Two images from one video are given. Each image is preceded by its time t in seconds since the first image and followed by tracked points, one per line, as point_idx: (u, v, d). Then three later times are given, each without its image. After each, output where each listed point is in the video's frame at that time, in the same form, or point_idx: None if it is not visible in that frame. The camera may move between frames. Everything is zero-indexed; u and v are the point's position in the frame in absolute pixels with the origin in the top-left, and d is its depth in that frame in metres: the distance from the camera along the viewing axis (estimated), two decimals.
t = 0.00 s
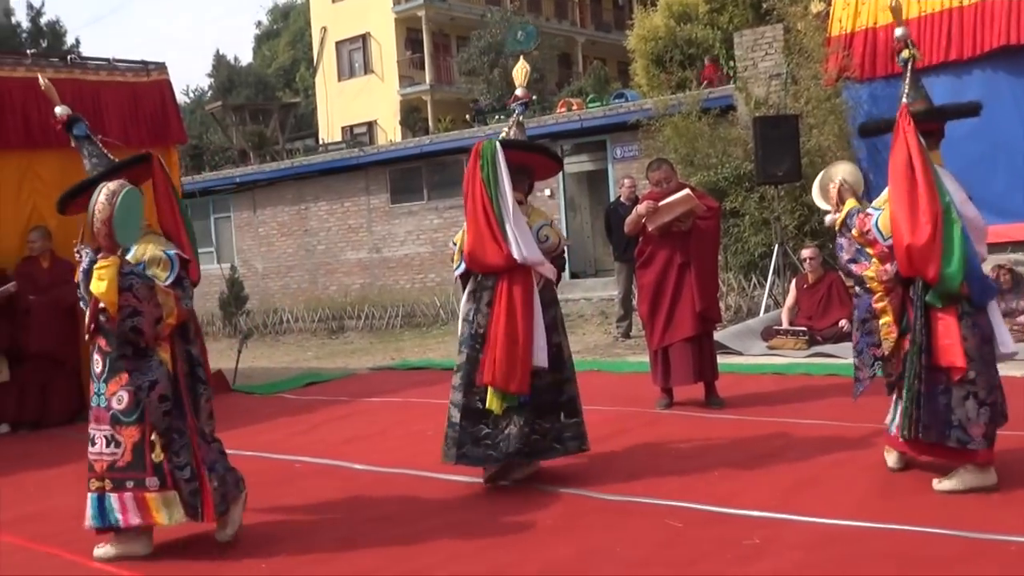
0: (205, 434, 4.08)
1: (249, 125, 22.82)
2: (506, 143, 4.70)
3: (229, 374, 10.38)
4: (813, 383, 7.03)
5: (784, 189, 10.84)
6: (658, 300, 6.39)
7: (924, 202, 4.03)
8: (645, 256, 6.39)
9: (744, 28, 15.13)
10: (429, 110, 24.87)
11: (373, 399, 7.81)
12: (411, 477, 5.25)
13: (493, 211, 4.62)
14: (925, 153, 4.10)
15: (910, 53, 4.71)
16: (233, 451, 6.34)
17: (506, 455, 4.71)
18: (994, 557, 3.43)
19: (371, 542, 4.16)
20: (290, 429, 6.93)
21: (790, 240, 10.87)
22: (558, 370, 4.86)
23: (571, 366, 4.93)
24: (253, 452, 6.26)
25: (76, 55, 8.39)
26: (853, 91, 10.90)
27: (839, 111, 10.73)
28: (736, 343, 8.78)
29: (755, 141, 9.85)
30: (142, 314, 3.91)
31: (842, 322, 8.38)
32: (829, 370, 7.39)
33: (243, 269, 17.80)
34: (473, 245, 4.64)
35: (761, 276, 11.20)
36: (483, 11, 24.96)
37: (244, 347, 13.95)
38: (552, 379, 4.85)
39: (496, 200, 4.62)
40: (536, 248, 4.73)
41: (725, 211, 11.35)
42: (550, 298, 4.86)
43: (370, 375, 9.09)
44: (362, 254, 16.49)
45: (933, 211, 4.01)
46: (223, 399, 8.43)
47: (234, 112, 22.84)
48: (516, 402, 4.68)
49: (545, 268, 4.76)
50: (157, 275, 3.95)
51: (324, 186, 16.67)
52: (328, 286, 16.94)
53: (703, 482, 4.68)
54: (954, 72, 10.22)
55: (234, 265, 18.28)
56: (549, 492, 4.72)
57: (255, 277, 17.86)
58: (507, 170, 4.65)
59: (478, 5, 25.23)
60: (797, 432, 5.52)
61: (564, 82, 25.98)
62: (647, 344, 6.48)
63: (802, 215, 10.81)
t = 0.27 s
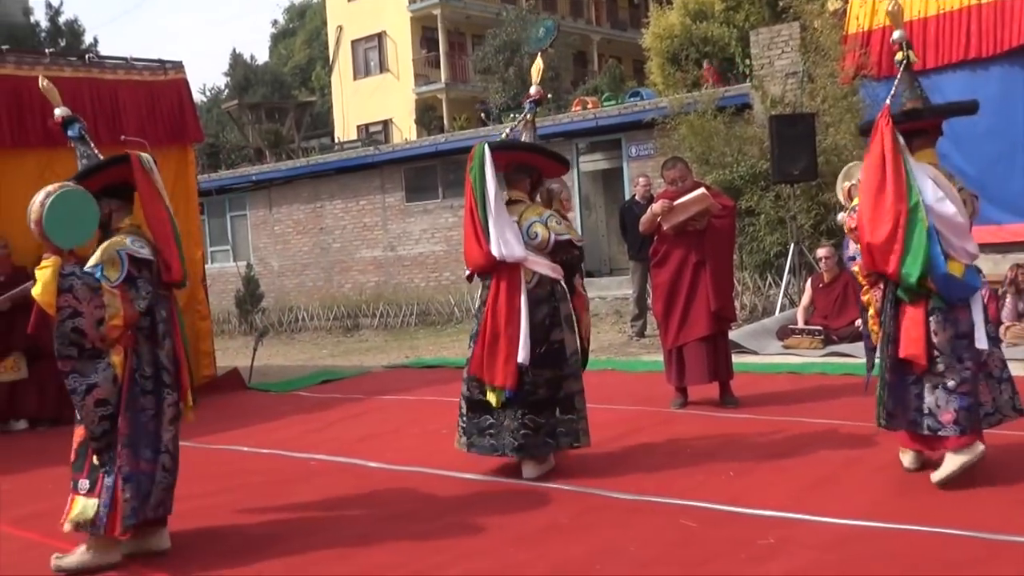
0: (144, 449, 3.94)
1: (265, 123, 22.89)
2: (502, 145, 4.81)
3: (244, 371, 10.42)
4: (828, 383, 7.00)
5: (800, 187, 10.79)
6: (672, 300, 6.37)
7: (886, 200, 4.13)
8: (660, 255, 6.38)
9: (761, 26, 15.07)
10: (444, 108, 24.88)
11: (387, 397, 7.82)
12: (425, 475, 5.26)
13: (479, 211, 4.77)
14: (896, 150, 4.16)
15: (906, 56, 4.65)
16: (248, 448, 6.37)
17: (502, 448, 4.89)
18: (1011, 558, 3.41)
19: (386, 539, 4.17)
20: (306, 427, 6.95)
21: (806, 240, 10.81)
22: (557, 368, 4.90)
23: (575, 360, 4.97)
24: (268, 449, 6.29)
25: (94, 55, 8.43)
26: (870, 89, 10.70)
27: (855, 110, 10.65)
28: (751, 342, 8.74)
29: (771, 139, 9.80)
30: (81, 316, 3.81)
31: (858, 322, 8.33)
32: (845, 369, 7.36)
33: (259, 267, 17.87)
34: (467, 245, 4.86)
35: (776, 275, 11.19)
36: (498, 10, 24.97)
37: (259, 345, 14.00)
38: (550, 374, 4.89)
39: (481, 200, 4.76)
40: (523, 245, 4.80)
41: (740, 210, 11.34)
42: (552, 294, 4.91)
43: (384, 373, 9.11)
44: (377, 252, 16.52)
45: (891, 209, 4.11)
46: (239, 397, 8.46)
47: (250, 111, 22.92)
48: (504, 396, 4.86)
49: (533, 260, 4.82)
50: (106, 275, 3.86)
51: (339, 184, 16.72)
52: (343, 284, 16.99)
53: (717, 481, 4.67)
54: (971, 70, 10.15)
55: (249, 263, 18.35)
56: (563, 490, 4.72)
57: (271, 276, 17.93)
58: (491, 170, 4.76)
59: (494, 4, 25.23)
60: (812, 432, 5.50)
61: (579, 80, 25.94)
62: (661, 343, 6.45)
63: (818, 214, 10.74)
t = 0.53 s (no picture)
0: (93, 457, 3.93)
1: (270, 123, 22.91)
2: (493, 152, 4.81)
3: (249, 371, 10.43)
4: (833, 384, 6.99)
5: (805, 188, 10.79)
6: (677, 300, 6.35)
7: (862, 204, 4.35)
8: (664, 256, 6.36)
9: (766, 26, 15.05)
10: (449, 108, 24.88)
11: (392, 397, 7.83)
12: (429, 476, 5.26)
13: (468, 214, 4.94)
14: (878, 152, 4.34)
15: (893, 59, 4.83)
16: (252, 449, 6.37)
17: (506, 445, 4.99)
18: (1017, 560, 3.39)
19: (390, 539, 4.17)
20: (310, 427, 6.96)
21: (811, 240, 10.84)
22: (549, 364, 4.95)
23: (570, 359, 4.96)
24: (272, 450, 6.29)
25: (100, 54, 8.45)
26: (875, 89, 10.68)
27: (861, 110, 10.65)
28: (756, 343, 8.72)
29: (776, 140, 9.79)
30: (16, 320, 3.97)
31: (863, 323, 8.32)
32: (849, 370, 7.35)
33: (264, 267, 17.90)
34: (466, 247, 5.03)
35: (781, 276, 11.16)
36: (503, 10, 24.96)
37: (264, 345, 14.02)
38: (547, 371, 4.97)
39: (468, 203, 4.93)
40: (503, 246, 4.87)
41: (745, 211, 11.32)
42: (545, 290, 4.92)
43: (389, 373, 9.12)
44: (381, 252, 16.53)
45: (865, 213, 4.33)
46: (244, 397, 8.47)
47: (255, 111, 22.95)
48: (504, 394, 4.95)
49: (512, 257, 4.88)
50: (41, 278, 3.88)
51: (344, 184, 16.73)
52: (347, 283, 17.01)
53: (722, 483, 4.66)
54: (974, 68, 10.13)
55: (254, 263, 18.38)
56: (567, 491, 4.71)
57: (275, 276, 17.95)
58: (480, 173, 4.89)
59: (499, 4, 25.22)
60: (817, 432, 5.49)
61: (584, 80, 25.91)
62: (665, 343, 6.46)
63: (824, 214, 10.75)
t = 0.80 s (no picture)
0: (31, 461, 4.03)
1: (246, 123, 22.78)
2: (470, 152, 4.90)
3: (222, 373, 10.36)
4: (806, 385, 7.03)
5: (779, 190, 10.78)
6: (652, 301, 6.37)
7: (818, 211, 4.61)
8: (640, 258, 6.37)
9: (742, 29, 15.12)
10: (426, 109, 24.84)
11: (366, 399, 7.79)
12: (403, 477, 5.23)
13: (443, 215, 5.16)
14: (831, 160, 4.59)
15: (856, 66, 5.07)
16: (224, 451, 6.32)
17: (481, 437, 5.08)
18: (987, 560, 3.42)
19: (365, 541, 4.14)
20: (284, 429, 6.91)
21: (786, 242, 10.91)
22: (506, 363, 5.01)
23: (528, 357, 4.96)
24: (245, 452, 6.25)
25: (73, 53, 8.37)
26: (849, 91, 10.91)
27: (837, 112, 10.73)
28: (731, 344, 8.75)
29: (752, 142, 9.82)
30: None
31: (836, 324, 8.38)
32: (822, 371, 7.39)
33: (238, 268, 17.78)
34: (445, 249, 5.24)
35: (755, 278, 11.21)
36: (481, 11, 24.96)
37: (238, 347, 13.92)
38: (507, 369, 5.02)
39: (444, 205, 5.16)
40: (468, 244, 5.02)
41: (720, 212, 11.34)
42: (504, 290, 4.96)
43: (363, 375, 9.08)
44: (357, 253, 16.48)
45: (819, 220, 4.60)
46: (217, 399, 8.40)
47: (230, 111, 22.80)
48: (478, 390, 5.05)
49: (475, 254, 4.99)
50: None
51: (320, 185, 16.65)
52: (323, 285, 16.94)
53: (695, 483, 4.67)
54: (948, 72, 10.21)
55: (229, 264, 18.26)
56: (540, 492, 4.71)
57: (250, 277, 17.84)
58: (457, 175, 5.11)
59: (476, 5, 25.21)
60: (790, 433, 5.51)
61: (561, 82, 25.95)
62: (641, 345, 6.47)
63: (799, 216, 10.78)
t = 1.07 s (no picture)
0: None
1: (184, 123, 22.40)
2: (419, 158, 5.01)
3: (158, 378, 10.16)
4: (745, 385, 7.11)
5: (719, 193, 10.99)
6: (593, 304, 6.40)
7: (735, 221, 4.92)
8: (582, 260, 6.40)
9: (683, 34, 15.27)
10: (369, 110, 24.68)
11: (306, 403, 7.70)
12: (343, 482, 5.18)
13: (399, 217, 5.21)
14: (751, 173, 4.91)
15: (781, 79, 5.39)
16: (159, 458, 6.20)
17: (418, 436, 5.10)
18: (919, 557, 3.49)
19: (304, 547, 4.09)
20: (221, 434, 6.80)
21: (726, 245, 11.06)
22: (438, 366, 5.00)
23: (454, 363, 4.94)
24: (180, 458, 6.13)
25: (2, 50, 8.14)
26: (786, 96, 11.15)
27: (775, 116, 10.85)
28: (671, 346, 8.82)
29: (692, 145, 9.92)
30: None
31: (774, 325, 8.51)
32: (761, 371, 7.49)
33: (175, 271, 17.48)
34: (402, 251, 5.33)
35: (696, 280, 11.33)
36: (424, 13, 24.87)
37: (175, 350, 13.67)
38: (440, 372, 5.01)
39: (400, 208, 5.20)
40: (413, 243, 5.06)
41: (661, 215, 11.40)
42: (439, 295, 4.98)
43: (303, 379, 8.97)
44: (298, 255, 16.31)
45: (734, 229, 4.91)
46: (152, 404, 8.24)
47: (168, 111, 22.40)
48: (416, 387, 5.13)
49: (420, 256, 5.04)
50: None
51: (260, 187, 16.44)
52: (263, 287, 16.72)
53: (636, 484, 4.69)
54: (882, 78, 10.45)
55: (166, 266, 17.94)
56: (481, 496, 4.69)
57: (188, 279, 17.55)
58: (414, 178, 5.13)
59: (419, 6, 25.12)
60: (730, 433, 5.57)
61: (504, 84, 25.96)
62: (582, 347, 6.49)
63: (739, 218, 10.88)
